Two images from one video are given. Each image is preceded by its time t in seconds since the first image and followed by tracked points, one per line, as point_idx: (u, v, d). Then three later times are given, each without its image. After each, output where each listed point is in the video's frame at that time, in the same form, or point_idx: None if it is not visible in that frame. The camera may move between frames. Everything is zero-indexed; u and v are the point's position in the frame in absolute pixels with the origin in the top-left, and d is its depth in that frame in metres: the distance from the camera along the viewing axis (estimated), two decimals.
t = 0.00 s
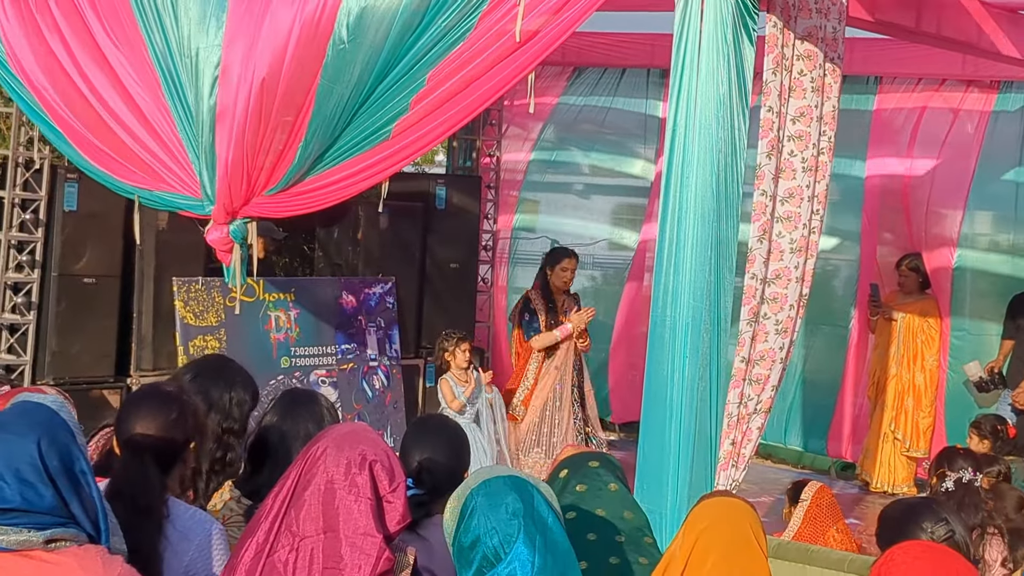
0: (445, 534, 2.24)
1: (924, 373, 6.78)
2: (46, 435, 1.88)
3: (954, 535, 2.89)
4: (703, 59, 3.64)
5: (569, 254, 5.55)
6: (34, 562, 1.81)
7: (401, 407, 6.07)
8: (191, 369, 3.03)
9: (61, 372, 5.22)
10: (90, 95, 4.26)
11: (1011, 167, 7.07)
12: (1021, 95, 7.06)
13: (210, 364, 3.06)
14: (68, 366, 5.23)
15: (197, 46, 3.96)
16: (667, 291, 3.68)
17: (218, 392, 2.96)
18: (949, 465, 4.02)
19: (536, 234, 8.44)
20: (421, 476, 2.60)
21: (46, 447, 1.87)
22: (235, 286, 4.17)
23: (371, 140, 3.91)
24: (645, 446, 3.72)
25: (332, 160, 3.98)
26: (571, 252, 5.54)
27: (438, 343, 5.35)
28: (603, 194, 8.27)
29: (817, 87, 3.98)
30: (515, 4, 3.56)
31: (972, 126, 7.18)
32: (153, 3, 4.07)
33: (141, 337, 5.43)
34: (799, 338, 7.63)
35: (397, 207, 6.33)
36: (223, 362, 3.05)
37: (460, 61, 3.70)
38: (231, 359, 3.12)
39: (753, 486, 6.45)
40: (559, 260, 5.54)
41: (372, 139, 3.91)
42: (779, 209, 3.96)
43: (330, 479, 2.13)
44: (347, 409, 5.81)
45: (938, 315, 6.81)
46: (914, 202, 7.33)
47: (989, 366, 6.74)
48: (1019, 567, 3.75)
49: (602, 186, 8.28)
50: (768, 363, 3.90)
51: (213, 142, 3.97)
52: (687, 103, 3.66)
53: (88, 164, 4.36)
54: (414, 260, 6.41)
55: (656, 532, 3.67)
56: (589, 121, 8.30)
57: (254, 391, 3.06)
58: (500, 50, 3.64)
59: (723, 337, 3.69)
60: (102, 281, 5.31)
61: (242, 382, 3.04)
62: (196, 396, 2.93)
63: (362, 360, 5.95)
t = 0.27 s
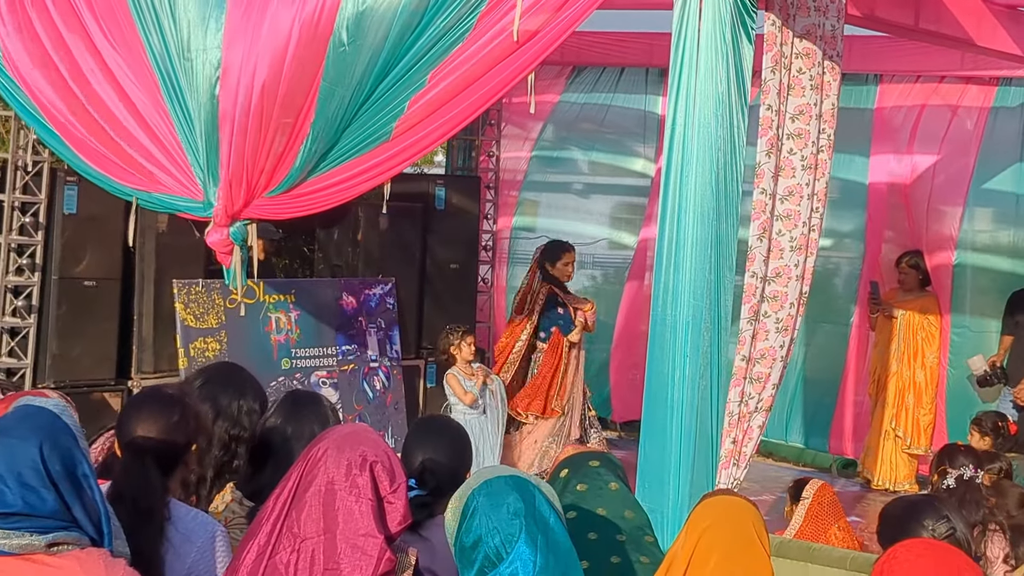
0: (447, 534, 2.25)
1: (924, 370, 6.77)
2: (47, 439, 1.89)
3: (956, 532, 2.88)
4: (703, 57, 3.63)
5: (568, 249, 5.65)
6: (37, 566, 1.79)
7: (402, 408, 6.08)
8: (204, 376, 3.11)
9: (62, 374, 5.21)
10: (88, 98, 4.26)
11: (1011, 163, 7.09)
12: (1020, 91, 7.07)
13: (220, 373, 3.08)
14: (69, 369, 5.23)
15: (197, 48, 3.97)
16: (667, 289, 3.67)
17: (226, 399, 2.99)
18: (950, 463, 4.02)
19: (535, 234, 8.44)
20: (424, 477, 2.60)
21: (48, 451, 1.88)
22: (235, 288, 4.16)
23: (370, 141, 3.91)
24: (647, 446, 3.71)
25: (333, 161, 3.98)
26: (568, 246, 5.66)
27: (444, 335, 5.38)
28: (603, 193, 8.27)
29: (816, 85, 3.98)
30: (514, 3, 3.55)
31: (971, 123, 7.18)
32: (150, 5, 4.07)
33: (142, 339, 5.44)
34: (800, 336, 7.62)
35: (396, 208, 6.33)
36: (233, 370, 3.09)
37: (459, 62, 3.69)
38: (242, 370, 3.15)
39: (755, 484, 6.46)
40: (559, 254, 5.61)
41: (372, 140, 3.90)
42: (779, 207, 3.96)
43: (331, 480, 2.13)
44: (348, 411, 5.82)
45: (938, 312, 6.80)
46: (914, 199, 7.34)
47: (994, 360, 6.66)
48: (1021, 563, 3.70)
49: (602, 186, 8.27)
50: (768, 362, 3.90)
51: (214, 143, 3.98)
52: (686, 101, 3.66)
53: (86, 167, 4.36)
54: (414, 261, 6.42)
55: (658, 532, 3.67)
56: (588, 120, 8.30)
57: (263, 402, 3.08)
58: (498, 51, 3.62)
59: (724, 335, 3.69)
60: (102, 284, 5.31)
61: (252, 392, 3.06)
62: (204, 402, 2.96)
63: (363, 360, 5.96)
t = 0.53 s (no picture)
0: (449, 534, 2.25)
1: (925, 368, 6.78)
2: (48, 442, 1.90)
3: (957, 530, 2.88)
4: (700, 57, 3.63)
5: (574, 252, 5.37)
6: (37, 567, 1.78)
7: (404, 409, 6.09)
8: (208, 379, 3.09)
9: (64, 377, 5.22)
10: (87, 101, 4.26)
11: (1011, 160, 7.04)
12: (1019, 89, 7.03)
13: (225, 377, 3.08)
14: (70, 372, 5.23)
15: (196, 51, 3.98)
16: (666, 289, 3.68)
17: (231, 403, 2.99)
18: (951, 461, 4.02)
19: (536, 234, 8.44)
20: (426, 478, 2.60)
21: (48, 453, 1.89)
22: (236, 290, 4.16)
23: (370, 142, 3.90)
24: (648, 446, 3.71)
25: (333, 163, 3.97)
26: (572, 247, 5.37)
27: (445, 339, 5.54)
28: (603, 193, 8.27)
29: (815, 83, 3.98)
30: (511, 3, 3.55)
31: (971, 121, 7.17)
32: (148, 7, 4.08)
33: (142, 341, 5.44)
34: (800, 335, 7.62)
35: (396, 209, 6.34)
36: (239, 375, 3.10)
37: (458, 62, 3.69)
38: (248, 375, 3.16)
39: (756, 483, 6.46)
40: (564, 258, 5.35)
41: (372, 141, 3.90)
42: (779, 206, 3.96)
43: (333, 482, 2.13)
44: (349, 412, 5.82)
45: (939, 310, 6.79)
46: (914, 197, 7.34)
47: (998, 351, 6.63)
48: None
49: (602, 186, 8.27)
50: (768, 361, 3.90)
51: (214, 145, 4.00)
52: (684, 101, 3.67)
53: (86, 170, 4.36)
54: (414, 262, 6.42)
55: (660, 532, 3.67)
56: (588, 121, 8.30)
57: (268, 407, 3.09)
58: (497, 51, 3.62)
59: (724, 334, 3.69)
60: (102, 287, 5.32)
61: (256, 397, 3.06)
62: (209, 406, 2.96)
63: (363, 362, 5.97)
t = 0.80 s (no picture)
0: (450, 534, 2.25)
1: (925, 366, 6.80)
2: (46, 444, 1.90)
3: (957, 527, 2.88)
4: (700, 57, 3.62)
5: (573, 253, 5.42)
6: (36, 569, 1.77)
7: (404, 410, 6.09)
8: (210, 381, 3.05)
9: (65, 379, 5.22)
10: (86, 103, 4.26)
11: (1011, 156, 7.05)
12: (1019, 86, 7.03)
13: (228, 377, 3.06)
14: (71, 374, 5.23)
15: (196, 53, 4.00)
16: (667, 289, 3.68)
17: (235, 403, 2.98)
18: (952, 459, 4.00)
19: (536, 234, 8.44)
20: (427, 478, 2.61)
21: (47, 454, 1.88)
22: (236, 290, 4.16)
23: (369, 143, 3.90)
24: (650, 446, 3.71)
25: (332, 164, 3.97)
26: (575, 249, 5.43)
27: (444, 340, 5.50)
28: (602, 192, 8.28)
29: (814, 82, 3.99)
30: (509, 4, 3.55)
31: (970, 118, 7.16)
32: (148, 10, 4.08)
33: (143, 343, 5.44)
34: (801, 333, 7.62)
35: (396, 210, 6.34)
36: (242, 378, 3.06)
37: (456, 63, 3.69)
38: (249, 375, 3.13)
39: (757, 482, 6.46)
40: (564, 258, 5.41)
41: (371, 142, 3.90)
42: (779, 205, 3.97)
43: (333, 483, 2.13)
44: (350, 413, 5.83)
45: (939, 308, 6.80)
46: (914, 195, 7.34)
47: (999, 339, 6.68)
48: None
49: (602, 186, 8.27)
50: (768, 360, 3.89)
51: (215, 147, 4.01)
52: (683, 101, 3.66)
53: (85, 171, 4.35)
54: (414, 262, 6.42)
55: (661, 531, 3.67)
56: (586, 120, 8.30)
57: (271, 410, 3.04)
58: (495, 51, 3.62)
59: (724, 333, 3.69)
60: (103, 289, 5.32)
61: (258, 396, 3.05)
62: (212, 408, 2.91)
63: (364, 363, 5.97)
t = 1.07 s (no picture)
0: (450, 532, 2.25)
1: (926, 361, 6.82)
2: (35, 438, 1.88)
3: (957, 521, 2.90)
4: (699, 52, 3.62)
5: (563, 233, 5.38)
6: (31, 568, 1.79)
7: (405, 407, 6.08)
8: (211, 378, 3.06)
9: (65, 378, 5.23)
10: (86, 102, 4.26)
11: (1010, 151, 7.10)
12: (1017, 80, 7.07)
13: (229, 374, 3.08)
14: (72, 373, 5.25)
15: (196, 51, 3.99)
16: (667, 285, 3.67)
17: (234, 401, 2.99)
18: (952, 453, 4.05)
19: (535, 231, 8.44)
20: (428, 476, 2.61)
21: (37, 446, 1.87)
22: (236, 288, 4.16)
23: (368, 140, 3.90)
24: (649, 443, 3.72)
25: (333, 160, 3.96)
26: (565, 232, 5.34)
27: (443, 335, 5.44)
28: (602, 188, 8.28)
29: (813, 77, 3.99)
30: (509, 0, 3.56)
31: (970, 113, 7.18)
32: (147, 8, 4.08)
33: (144, 341, 5.45)
34: (801, 329, 7.62)
35: (396, 207, 6.35)
36: (242, 375, 3.07)
37: (456, 59, 3.70)
38: (250, 372, 3.13)
39: (758, 478, 6.45)
40: (554, 240, 5.34)
41: (371, 139, 3.90)
42: (779, 200, 3.97)
43: (334, 480, 2.14)
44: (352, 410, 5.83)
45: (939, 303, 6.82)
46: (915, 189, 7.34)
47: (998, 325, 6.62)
48: None
49: (601, 182, 8.28)
50: (769, 355, 3.89)
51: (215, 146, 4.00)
52: (682, 97, 3.66)
53: (84, 170, 4.35)
54: (414, 259, 6.42)
55: (661, 528, 3.67)
56: (585, 117, 8.30)
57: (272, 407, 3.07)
58: (495, 47, 3.63)
59: (725, 329, 3.69)
60: (103, 288, 5.33)
61: (259, 393, 3.06)
62: (212, 407, 2.95)
63: (365, 360, 5.97)
